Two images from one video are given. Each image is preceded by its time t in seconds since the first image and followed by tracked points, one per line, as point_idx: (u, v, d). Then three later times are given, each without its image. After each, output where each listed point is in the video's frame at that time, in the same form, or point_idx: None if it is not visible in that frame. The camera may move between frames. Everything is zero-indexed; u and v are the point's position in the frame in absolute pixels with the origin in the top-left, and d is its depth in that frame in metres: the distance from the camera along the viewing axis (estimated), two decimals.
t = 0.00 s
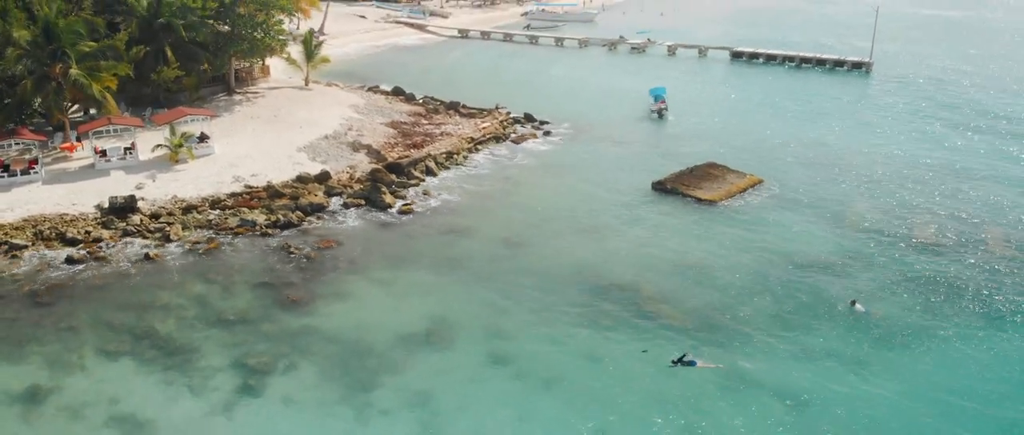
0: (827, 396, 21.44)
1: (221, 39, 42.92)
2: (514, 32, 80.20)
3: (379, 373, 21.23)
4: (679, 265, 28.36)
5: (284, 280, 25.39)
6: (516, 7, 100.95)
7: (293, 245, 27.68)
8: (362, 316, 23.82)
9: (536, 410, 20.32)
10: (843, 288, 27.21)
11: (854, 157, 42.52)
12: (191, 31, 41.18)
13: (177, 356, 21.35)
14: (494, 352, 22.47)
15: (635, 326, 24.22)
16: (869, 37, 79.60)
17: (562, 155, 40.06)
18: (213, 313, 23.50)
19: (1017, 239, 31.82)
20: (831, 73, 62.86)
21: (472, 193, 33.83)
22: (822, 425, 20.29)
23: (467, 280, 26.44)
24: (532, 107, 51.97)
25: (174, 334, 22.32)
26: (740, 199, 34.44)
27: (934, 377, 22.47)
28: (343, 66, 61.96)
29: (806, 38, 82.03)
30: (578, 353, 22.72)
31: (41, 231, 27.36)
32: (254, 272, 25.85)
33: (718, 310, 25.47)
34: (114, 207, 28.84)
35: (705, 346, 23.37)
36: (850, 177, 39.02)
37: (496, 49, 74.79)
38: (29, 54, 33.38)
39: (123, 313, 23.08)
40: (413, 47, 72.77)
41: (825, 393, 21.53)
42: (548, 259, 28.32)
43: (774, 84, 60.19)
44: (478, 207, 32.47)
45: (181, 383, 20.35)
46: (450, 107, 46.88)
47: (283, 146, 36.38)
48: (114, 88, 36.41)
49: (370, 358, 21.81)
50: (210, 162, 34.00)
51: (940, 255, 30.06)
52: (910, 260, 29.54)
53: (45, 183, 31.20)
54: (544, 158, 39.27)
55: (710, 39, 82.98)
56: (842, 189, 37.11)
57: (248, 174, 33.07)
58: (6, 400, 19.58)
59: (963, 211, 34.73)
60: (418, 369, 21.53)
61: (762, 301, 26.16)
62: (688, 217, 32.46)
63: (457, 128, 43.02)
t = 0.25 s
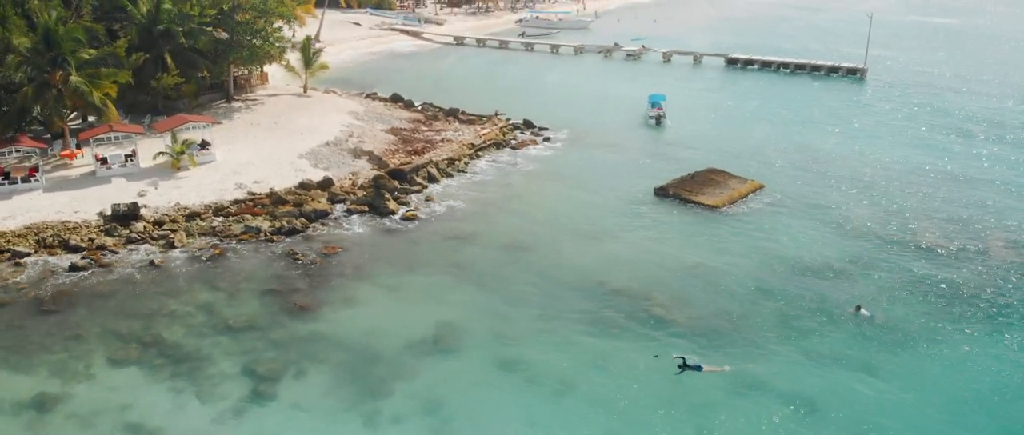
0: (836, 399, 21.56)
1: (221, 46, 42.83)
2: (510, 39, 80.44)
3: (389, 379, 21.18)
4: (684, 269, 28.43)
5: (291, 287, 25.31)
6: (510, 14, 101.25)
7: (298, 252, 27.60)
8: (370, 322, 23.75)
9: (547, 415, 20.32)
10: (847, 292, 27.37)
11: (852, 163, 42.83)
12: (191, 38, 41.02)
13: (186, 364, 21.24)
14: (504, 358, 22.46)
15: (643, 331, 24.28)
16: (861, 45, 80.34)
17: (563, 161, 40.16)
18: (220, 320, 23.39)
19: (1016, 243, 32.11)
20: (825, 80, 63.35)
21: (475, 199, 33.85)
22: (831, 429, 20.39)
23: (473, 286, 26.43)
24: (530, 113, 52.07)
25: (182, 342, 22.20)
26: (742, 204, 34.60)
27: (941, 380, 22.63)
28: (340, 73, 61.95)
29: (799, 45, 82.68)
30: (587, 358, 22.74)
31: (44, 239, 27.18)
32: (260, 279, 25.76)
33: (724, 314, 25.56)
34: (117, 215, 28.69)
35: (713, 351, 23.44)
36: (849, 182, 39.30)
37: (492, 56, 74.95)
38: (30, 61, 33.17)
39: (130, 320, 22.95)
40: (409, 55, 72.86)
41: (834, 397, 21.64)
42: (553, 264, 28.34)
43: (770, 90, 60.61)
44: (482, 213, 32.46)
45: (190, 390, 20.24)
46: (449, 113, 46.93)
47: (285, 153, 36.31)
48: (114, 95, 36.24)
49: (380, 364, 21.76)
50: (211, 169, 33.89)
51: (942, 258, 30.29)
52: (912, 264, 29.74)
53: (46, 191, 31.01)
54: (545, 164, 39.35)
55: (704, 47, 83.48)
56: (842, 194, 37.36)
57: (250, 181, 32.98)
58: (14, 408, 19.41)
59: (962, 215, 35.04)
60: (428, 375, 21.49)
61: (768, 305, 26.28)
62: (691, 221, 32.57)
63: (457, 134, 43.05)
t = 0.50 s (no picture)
0: (845, 401, 21.62)
1: (219, 51, 42.76)
2: (506, 45, 80.60)
3: (399, 384, 21.10)
4: (689, 273, 28.48)
5: (297, 292, 25.20)
6: (505, 20, 101.47)
7: (303, 257, 27.49)
8: (378, 327, 23.67)
9: (559, 419, 20.28)
10: (852, 295, 27.47)
11: (851, 166, 43.08)
12: (190, 44, 40.93)
13: (194, 370, 21.09)
14: (513, 361, 22.41)
15: (651, 334, 24.28)
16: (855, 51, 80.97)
17: (564, 166, 40.22)
18: (227, 325, 23.25)
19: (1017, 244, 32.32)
20: (821, 84, 63.75)
21: (478, 204, 33.84)
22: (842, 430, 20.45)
23: (480, 290, 26.38)
24: (529, 118, 52.11)
25: (189, 348, 22.05)
26: (744, 208, 34.72)
27: (948, 380, 22.74)
28: (338, 79, 61.91)
29: (793, 51, 83.22)
30: (597, 362, 22.72)
31: (46, 245, 26.97)
32: (266, 284, 25.63)
33: (731, 317, 25.60)
34: (120, 220, 28.51)
35: (722, 354, 23.46)
36: (849, 186, 39.50)
37: (488, 62, 75.06)
38: (30, 67, 32.97)
39: (136, 327, 22.79)
40: (405, 61, 72.89)
41: (843, 399, 21.70)
42: (558, 268, 28.33)
43: (767, 95, 60.94)
44: (485, 218, 32.43)
45: (199, 396, 20.10)
46: (449, 118, 46.93)
47: (286, 158, 36.21)
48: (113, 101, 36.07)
49: (389, 368, 21.68)
50: (213, 175, 33.75)
51: (944, 260, 30.45)
52: (915, 266, 29.88)
53: (47, 197, 30.80)
54: (546, 169, 39.39)
55: (698, 52, 83.88)
56: (843, 198, 37.55)
57: (252, 186, 32.86)
58: (21, 415, 19.22)
59: (962, 218, 35.27)
60: (439, 379, 21.43)
61: (774, 308, 26.34)
62: (694, 225, 32.65)
63: (457, 139, 43.04)
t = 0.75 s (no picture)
0: (853, 405, 21.74)
1: (218, 58, 42.74)
2: (501, 52, 80.84)
3: (410, 390, 21.07)
4: (694, 278, 28.57)
5: (304, 299, 25.13)
6: (499, 27, 101.85)
7: (309, 263, 27.42)
8: (386, 333, 23.64)
9: (571, 424, 20.29)
10: (856, 299, 27.64)
11: (848, 172, 43.42)
12: (189, 51, 40.85)
13: (203, 377, 20.99)
14: (523, 367, 22.42)
15: (658, 339, 24.36)
16: (847, 58, 81.71)
17: (565, 173, 40.33)
18: (234, 332, 23.16)
19: (1016, 248, 32.64)
20: (816, 91, 64.26)
21: (481, 210, 33.87)
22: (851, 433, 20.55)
23: (486, 296, 26.37)
24: (527, 124, 52.24)
25: (197, 355, 21.95)
26: (745, 213, 34.91)
27: (954, 384, 22.91)
28: (335, 86, 61.93)
29: (786, 58, 83.87)
30: (606, 367, 22.76)
31: (49, 252, 26.80)
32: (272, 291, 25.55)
33: (738, 321, 25.70)
34: (123, 227, 28.37)
35: (730, 358, 23.55)
36: (847, 191, 39.80)
37: (484, 69, 75.27)
38: (30, 73, 32.78)
39: (143, 334, 22.66)
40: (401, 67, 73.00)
41: (851, 402, 21.82)
42: (564, 274, 28.37)
43: (762, 102, 61.38)
44: (489, 224, 32.46)
45: (209, 403, 20.00)
46: (448, 125, 46.97)
47: (287, 165, 36.14)
48: (113, 108, 35.91)
49: (400, 374, 21.65)
50: (215, 182, 33.64)
51: (946, 265, 30.70)
52: (917, 270, 30.11)
53: (48, 204, 30.61)
54: (547, 176, 39.49)
55: (692, 59, 84.43)
56: (842, 203, 37.83)
57: (255, 193, 32.77)
58: (29, 423, 19.05)
59: (960, 223, 35.60)
60: (449, 385, 21.41)
61: (779, 313, 26.48)
62: (697, 231, 32.81)
63: (457, 146, 43.08)
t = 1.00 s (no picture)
0: (861, 407, 21.86)
1: (217, 64, 42.68)
2: (497, 58, 81.04)
3: (420, 395, 21.04)
4: (698, 283, 28.69)
5: (310, 305, 25.07)
6: (494, 34, 102.14)
7: (313, 269, 27.37)
8: (393, 339, 23.61)
9: (581, 428, 20.31)
10: (859, 302, 27.82)
11: (846, 176, 43.74)
12: (187, 57, 40.77)
13: (211, 384, 20.89)
14: (531, 372, 22.44)
15: (665, 344, 24.44)
16: (840, 65, 82.40)
17: (565, 178, 40.44)
18: (241, 338, 23.07)
19: (1014, 251, 32.95)
20: (811, 96, 64.75)
21: (484, 216, 33.90)
22: None
23: (492, 301, 26.39)
24: (526, 130, 52.38)
25: (205, 361, 21.86)
26: (747, 218, 35.10)
27: (960, 386, 23.06)
28: (332, 92, 61.95)
29: (780, 64, 84.49)
30: (614, 372, 22.80)
31: (51, 259, 26.63)
32: (278, 297, 25.48)
33: (743, 326, 25.81)
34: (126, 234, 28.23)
35: (736, 362, 23.65)
36: (846, 196, 40.09)
37: (480, 75, 75.43)
38: (29, 79, 32.64)
39: (149, 341, 22.54)
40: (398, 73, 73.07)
41: (859, 406, 21.93)
42: (569, 279, 28.43)
43: (758, 107, 61.78)
44: (492, 229, 32.50)
45: (219, 410, 19.92)
46: (448, 131, 47.02)
47: (288, 171, 36.09)
48: (112, 114, 35.78)
49: (409, 380, 21.62)
50: (216, 188, 33.56)
51: (946, 268, 30.94)
52: (919, 274, 30.33)
53: (48, 210, 30.43)
54: (548, 181, 39.59)
55: (687, 65, 84.90)
56: (842, 207, 38.09)
57: (257, 199, 32.70)
58: (37, 431, 18.89)
59: (959, 226, 35.90)
60: (458, 390, 21.40)
61: (784, 317, 26.60)
62: (699, 236, 32.95)
63: (457, 151, 43.13)
